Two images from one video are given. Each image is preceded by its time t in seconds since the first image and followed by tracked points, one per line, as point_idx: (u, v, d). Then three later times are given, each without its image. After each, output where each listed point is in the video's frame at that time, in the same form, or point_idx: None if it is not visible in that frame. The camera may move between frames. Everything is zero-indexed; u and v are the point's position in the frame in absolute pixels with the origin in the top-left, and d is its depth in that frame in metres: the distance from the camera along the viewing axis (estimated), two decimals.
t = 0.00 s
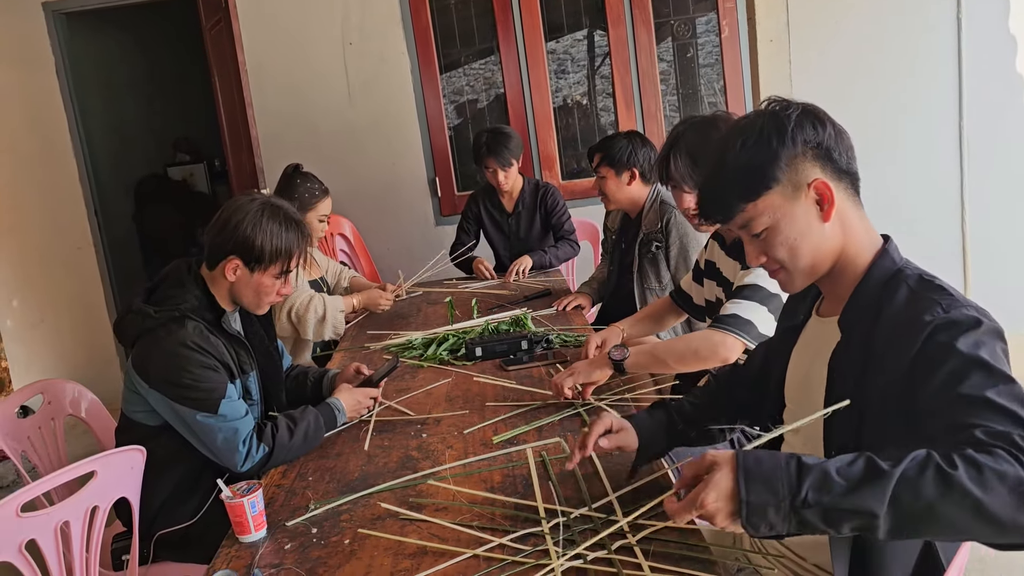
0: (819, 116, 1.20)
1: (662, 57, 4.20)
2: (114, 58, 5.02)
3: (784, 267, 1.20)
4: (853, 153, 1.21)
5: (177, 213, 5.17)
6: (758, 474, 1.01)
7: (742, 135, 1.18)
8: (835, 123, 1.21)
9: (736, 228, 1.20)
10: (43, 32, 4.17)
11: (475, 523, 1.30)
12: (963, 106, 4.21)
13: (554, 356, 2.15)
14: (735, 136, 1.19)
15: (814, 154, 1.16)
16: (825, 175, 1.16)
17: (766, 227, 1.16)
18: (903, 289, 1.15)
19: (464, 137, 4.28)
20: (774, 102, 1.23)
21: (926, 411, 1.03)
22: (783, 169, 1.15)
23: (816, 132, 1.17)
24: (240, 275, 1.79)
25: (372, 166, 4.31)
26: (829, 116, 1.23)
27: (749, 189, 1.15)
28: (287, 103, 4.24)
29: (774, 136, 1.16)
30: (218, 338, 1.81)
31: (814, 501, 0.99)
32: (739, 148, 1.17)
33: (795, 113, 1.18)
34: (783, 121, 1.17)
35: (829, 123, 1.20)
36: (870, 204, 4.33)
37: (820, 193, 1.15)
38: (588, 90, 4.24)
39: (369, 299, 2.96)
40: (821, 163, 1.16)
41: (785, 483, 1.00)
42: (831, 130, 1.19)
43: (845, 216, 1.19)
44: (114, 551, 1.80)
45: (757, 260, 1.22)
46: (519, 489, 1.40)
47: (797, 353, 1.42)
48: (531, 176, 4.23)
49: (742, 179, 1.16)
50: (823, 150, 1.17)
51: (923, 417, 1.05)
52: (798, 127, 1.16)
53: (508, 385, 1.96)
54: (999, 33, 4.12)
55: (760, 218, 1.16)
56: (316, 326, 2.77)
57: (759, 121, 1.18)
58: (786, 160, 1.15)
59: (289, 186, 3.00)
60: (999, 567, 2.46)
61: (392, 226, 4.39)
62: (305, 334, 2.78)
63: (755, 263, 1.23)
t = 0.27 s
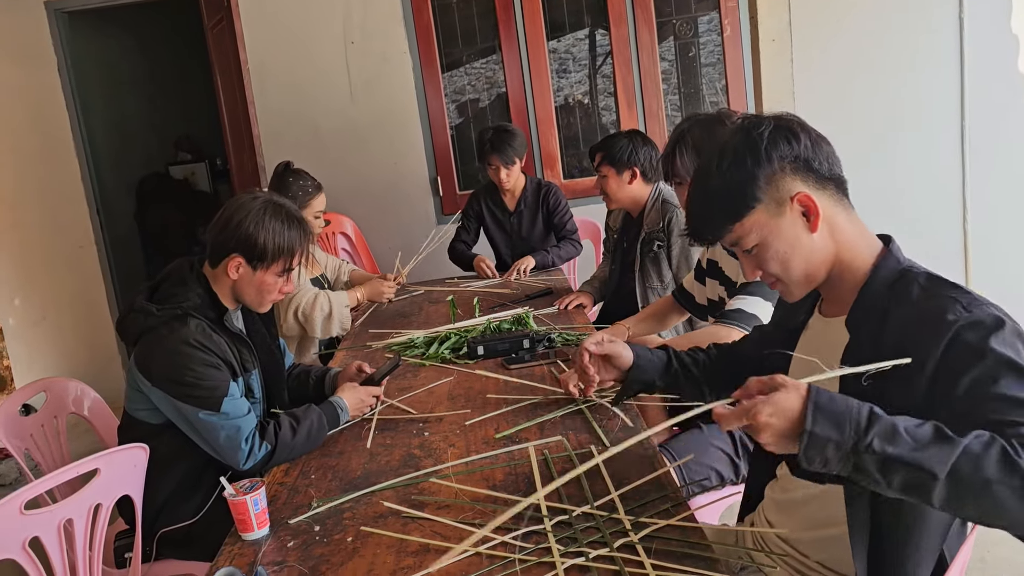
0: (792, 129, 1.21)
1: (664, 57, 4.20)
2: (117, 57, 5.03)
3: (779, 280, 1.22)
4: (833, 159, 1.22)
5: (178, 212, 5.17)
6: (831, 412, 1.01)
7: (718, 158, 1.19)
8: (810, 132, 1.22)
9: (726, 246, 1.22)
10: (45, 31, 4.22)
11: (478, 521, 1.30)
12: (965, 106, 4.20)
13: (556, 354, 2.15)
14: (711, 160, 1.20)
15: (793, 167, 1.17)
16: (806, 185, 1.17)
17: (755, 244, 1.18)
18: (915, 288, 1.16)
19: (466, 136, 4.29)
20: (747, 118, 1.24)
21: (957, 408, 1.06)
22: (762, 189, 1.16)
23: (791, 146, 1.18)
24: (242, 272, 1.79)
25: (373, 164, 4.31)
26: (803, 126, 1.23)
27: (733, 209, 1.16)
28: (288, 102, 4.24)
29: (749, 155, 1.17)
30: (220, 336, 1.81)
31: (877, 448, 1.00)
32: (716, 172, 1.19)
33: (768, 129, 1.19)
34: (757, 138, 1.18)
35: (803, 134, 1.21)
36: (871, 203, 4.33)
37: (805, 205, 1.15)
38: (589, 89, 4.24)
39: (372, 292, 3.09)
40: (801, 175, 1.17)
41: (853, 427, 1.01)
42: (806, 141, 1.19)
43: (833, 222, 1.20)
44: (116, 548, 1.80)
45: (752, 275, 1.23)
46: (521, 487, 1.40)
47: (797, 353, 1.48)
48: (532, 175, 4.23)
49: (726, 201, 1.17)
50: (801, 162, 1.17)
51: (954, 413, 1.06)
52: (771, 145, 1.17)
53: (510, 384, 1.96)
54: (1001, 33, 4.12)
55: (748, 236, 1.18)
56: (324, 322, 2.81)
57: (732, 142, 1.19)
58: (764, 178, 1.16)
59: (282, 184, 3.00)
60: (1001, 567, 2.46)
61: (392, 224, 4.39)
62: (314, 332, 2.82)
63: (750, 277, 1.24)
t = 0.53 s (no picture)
0: (804, 125, 1.19)
1: (665, 56, 4.20)
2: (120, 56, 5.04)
3: (785, 274, 1.21)
4: (844, 156, 1.21)
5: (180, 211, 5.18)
6: (657, 379, 1.19)
7: (728, 153, 1.18)
8: (822, 129, 1.21)
9: (734, 240, 1.21)
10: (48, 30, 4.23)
11: (480, 519, 1.31)
12: (966, 106, 4.21)
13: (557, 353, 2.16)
14: (721, 154, 1.19)
15: (805, 164, 1.16)
16: (816, 183, 1.16)
17: (762, 238, 1.18)
18: (899, 285, 1.19)
19: (467, 136, 4.29)
20: (760, 112, 1.23)
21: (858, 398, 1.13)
22: (773, 185, 1.15)
23: (803, 142, 1.17)
24: (245, 271, 1.79)
25: (374, 164, 4.31)
26: (815, 121, 1.22)
27: (741, 206, 1.16)
28: (290, 101, 4.25)
29: (760, 151, 1.16)
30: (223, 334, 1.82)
31: (681, 407, 1.14)
32: (726, 167, 1.18)
33: (780, 125, 1.18)
34: (768, 134, 1.17)
35: (816, 130, 1.20)
36: (872, 204, 4.33)
37: (814, 202, 1.15)
38: (591, 89, 4.24)
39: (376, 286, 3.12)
40: (812, 172, 1.16)
41: (670, 391, 1.17)
42: (818, 137, 1.18)
43: (840, 220, 1.21)
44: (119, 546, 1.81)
45: (757, 269, 1.23)
46: (523, 485, 1.41)
47: (797, 350, 1.48)
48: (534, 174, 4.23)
49: (734, 197, 1.17)
50: (812, 159, 1.16)
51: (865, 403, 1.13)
52: (783, 141, 1.16)
53: (513, 382, 1.97)
54: (1002, 33, 4.12)
55: (756, 230, 1.17)
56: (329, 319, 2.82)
57: (743, 136, 1.18)
58: (774, 174, 1.15)
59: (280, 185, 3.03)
60: (1001, 566, 2.47)
61: (394, 224, 4.40)
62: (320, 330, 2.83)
63: (755, 271, 1.24)
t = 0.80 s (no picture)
0: (755, 143, 1.18)
1: (667, 59, 4.21)
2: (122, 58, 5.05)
3: (741, 291, 1.22)
4: (797, 170, 1.20)
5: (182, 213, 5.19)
6: (574, 422, 1.26)
7: (679, 174, 1.17)
8: (773, 145, 1.20)
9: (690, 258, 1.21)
10: (50, 31, 4.17)
11: (483, 521, 1.31)
12: (968, 108, 4.21)
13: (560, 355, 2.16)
14: (672, 173, 1.18)
15: (756, 183, 1.15)
16: (768, 201, 1.16)
17: (718, 256, 1.18)
18: (846, 295, 1.18)
19: (470, 138, 4.30)
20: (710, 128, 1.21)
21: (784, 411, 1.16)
22: (725, 204, 1.15)
23: (754, 160, 1.16)
24: (247, 273, 1.80)
25: (377, 166, 4.32)
26: (766, 136, 1.21)
27: (695, 226, 1.16)
28: (293, 103, 4.25)
29: (712, 172, 1.15)
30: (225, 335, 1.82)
31: (594, 441, 1.20)
32: (678, 188, 1.17)
33: (731, 143, 1.17)
34: (718, 153, 1.16)
35: (768, 147, 1.19)
36: (875, 206, 4.33)
37: (768, 220, 1.16)
38: (592, 91, 4.25)
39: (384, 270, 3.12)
40: (764, 190, 1.16)
41: (585, 428, 1.23)
42: (769, 154, 1.17)
43: (795, 234, 1.21)
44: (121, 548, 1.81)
45: (716, 284, 1.23)
46: (525, 487, 1.41)
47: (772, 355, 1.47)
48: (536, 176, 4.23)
49: (687, 218, 1.16)
50: (764, 176, 1.16)
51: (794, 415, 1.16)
52: (734, 160, 1.15)
53: (515, 385, 1.97)
54: (1003, 35, 4.13)
55: (711, 248, 1.17)
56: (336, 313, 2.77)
57: (695, 156, 1.17)
58: (727, 194, 1.14)
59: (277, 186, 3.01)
60: (1003, 568, 2.47)
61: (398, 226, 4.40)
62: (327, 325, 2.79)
63: (713, 285, 1.24)
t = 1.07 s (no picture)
0: (714, 156, 1.19)
1: (669, 64, 4.22)
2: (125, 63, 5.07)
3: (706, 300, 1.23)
4: (756, 182, 1.21)
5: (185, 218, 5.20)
6: (551, 478, 1.23)
7: (642, 189, 1.18)
8: (733, 158, 1.20)
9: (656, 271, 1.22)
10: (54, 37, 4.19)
11: (485, 529, 1.31)
12: (970, 114, 4.21)
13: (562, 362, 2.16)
14: (635, 188, 1.19)
15: (718, 195, 1.16)
16: (730, 213, 1.16)
17: (683, 268, 1.18)
18: (810, 296, 1.18)
19: (472, 143, 4.30)
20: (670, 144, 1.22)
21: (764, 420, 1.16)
22: (687, 218, 1.15)
23: (714, 173, 1.17)
24: (251, 280, 1.80)
25: (379, 171, 4.32)
26: (726, 150, 1.21)
27: (659, 239, 1.16)
28: (296, 108, 4.26)
29: (673, 185, 1.16)
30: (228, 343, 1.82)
31: (575, 489, 1.19)
32: (642, 203, 1.18)
33: (691, 157, 1.18)
34: (679, 168, 1.17)
35: (729, 160, 1.19)
36: (877, 212, 4.34)
37: (730, 231, 1.16)
38: (594, 96, 4.25)
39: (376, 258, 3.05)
40: (725, 203, 1.16)
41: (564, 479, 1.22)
42: (729, 167, 1.18)
43: (757, 245, 1.21)
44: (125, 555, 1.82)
45: (682, 296, 1.24)
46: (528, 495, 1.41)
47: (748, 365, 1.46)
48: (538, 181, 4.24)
49: (651, 232, 1.17)
50: (725, 189, 1.16)
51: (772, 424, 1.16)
52: (694, 174, 1.16)
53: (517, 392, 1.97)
54: (1005, 41, 4.13)
55: (676, 261, 1.18)
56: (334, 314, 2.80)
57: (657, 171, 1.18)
58: (689, 208, 1.15)
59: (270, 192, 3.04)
60: None
61: (401, 231, 4.41)
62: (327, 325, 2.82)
63: (678, 298, 1.25)
